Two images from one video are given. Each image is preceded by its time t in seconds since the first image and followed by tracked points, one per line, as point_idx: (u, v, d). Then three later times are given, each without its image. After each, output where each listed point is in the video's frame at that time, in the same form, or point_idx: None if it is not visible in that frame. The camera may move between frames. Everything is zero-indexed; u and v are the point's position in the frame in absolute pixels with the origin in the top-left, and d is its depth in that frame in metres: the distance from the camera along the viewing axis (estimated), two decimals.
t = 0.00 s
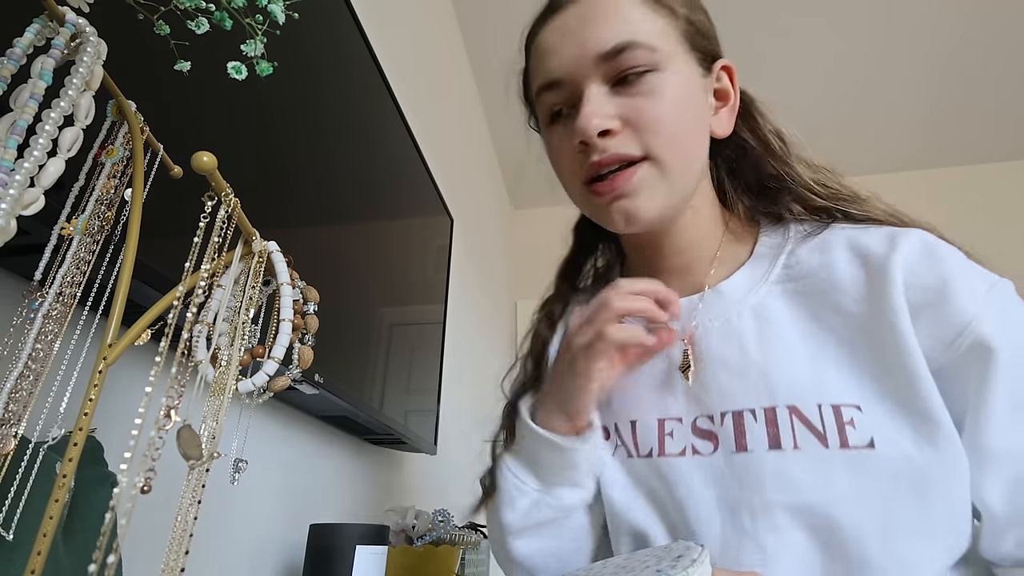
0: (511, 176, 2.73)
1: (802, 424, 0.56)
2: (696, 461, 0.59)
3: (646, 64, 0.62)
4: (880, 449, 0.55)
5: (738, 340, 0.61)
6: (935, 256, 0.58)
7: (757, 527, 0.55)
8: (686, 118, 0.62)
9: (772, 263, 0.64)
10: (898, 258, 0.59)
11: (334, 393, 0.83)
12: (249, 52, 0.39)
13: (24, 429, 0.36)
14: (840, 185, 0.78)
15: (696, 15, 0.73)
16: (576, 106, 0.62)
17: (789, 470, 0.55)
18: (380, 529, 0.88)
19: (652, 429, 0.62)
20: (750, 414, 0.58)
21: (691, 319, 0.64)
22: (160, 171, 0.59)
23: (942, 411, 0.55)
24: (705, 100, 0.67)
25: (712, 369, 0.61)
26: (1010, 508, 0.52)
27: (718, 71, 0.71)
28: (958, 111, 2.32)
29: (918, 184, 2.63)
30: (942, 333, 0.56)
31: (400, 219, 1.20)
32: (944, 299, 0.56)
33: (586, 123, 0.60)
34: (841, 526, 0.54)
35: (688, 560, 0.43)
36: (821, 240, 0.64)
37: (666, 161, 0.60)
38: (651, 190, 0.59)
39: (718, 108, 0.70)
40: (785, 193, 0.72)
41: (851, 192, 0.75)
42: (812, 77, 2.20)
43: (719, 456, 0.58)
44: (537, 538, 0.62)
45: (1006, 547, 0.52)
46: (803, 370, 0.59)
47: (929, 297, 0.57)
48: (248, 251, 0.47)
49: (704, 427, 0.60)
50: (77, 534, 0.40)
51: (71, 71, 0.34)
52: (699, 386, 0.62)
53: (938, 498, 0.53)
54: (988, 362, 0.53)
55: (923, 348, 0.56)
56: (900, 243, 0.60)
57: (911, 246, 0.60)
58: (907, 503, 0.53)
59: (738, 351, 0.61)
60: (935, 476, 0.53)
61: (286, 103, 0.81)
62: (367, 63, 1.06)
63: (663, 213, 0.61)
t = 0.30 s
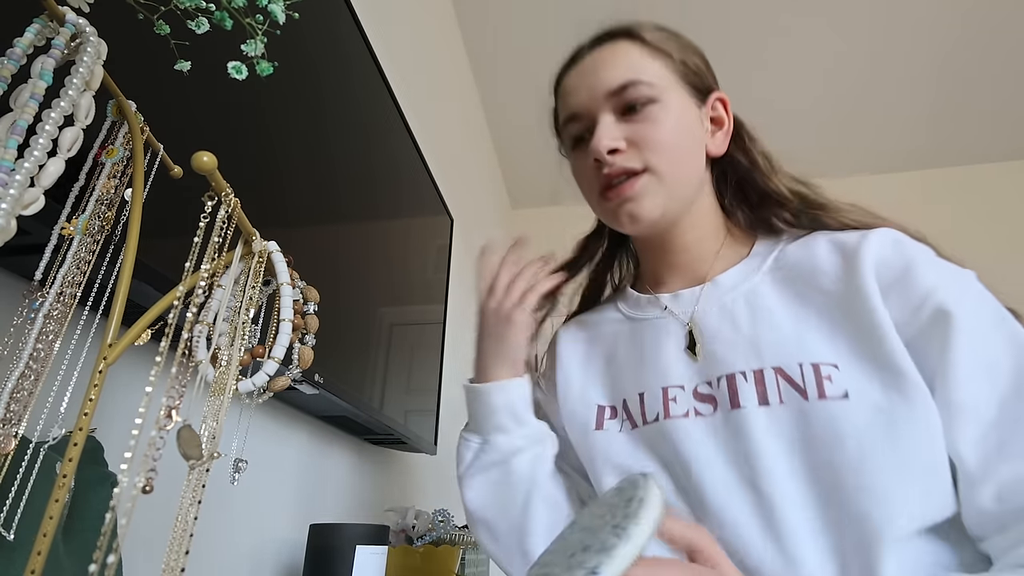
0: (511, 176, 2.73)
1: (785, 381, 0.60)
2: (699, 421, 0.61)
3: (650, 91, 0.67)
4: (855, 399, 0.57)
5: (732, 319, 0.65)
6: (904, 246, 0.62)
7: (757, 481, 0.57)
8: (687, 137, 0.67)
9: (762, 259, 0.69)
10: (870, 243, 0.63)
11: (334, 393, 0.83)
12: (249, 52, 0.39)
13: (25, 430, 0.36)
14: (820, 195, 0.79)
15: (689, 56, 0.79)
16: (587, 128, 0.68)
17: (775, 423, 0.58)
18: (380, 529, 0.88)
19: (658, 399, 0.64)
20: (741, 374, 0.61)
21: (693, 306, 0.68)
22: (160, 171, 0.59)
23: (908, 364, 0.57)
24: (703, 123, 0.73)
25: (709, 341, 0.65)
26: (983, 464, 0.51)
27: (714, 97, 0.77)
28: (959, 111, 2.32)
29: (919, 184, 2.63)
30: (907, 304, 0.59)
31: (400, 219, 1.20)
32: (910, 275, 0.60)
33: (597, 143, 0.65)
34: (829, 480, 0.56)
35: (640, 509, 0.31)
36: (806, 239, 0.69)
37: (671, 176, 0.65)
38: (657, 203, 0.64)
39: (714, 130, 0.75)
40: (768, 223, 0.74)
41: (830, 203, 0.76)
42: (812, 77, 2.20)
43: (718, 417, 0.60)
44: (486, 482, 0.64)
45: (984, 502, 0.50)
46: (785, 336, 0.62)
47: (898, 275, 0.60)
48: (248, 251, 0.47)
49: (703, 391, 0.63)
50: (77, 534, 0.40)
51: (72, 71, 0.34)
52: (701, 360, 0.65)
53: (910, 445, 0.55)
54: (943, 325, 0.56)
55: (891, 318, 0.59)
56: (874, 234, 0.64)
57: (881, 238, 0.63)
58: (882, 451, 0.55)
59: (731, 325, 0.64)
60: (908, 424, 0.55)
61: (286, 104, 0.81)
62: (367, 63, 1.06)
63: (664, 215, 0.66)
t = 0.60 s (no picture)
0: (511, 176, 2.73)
1: (758, 365, 0.68)
2: (682, 408, 0.70)
3: (646, 131, 0.79)
4: (821, 375, 0.65)
5: (713, 316, 0.73)
6: (870, 243, 0.70)
7: (736, 455, 0.65)
8: (680, 169, 0.78)
9: (745, 267, 0.77)
10: (838, 243, 0.71)
11: (334, 393, 0.83)
12: (249, 52, 0.39)
13: (25, 430, 0.36)
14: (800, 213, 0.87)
15: (679, 99, 0.90)
16: (593, 163, 0.79)
17: (749, 403, 0.66)
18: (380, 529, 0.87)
19: (648, 392, 0.74)
20: (720, 363, 0.70)
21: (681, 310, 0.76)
22: (159, 171, 0.59)
23: (876, 349, 0.63)
24: (693, 155, 0.83)
25: (693, 337, 0.73)
26: (957, 434, 0.56)
27: (702, 134, 0.87)
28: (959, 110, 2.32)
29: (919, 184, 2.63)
30: (873, 295, 0.66)
31: (400, 219, 1.20)
32: (875, 268, 0.67)
33: (602, 175, 0.75)
34: (803, 453, 0.63)
35: (613, 507, 0.34)
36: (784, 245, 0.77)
37: (666, 202, 0.75)
38: (656, 226, 0.74)
39: (703, 162, 0.85)
40: (758, 242, 0.82)
41: (809, 220, 0.85)
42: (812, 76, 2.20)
43: (698, 402, 0.69)
44: (484, 472, 0.70)
45: (966, 475, 0.55)
46: (761, 328, 0.70)
47: (862, 269, 0.68)
48: (248, 251, 0.48)
49: (685, 380, 0.71)
50: (77, 534, 0.40)
51: (71, 71, 0.34)
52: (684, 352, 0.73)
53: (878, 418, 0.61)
54: (908, 309, 0.62)
55: (859, 308, 0.66)
56: (842, 236, 0.72)
57: (850, 239, 0.71)
58: (850, 424, 0.62)
59: (713, 323, 0.73)
60: (871, 398, 0.62)
61: (286, 103, 0.81)
62: (367, 63, 1.06)
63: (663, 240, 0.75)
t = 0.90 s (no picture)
0: (511, 176, 2.73)
1: (756, 363, 0.68)
2: (682, 407, 0.70)
3: (642, 138, 0.78)
4: (818, 372, 0.65)
5: (711, 315, 0.73)
6: (867, 244, 0.70)
7: (734, 453, 0.65)
8: (676, 172, 0.78)
9: (744, 268, 0.77)
10: (835, 244, 0.71)
11: (334, 393, 0.83)
12: (249, 52, 0.39)
13: (24, 430, 0.36)
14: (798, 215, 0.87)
15: (672, 109, 0.89)
16: (590, 171, 0.78)
17: (747, 400, 0.66)
18: (380, 529, 0.87)
19: (648, 392, 0.74)
20: (718, 361, 0.70)
21: (681, 310, 0.76)
22: (159, 171, 0.59)
23: (873, 347, 0.63)
24: (688, 161, 0.83)
25: (693, 338, 0.73)
26: (952, 431, 0.56)
27: (697, 142, 0.87)
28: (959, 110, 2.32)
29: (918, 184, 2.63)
30: (869, 294, 0.66)
31: (400, 220, 1.20)
32: (872, 267, 0.67)
33: (600, 183, 0.75)
34: (802, 450, 0.63)
35: (616, 509, 0.34)
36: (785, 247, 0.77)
37: (663, 208, 0.75)
38: (652, 227, 0.74)
39: (699, 168, 0.85)
40: (757, 246, 0.82)
41: (807, 221, 0.85)
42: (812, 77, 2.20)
43: (698, 400, 0.69)
44: (487, 474, 0.69)
45: (959, 471, 0.55)
46: (759, 327, 0.70)
47: (859, 269, 0.68)
48: (248, 251, 0.48)
49: (685, 379, 0.71)
50: (77, 534, 0.40)
51: (72, 71, 0.34)
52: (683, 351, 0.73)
53: (875, 416, 0.61)
54: (903, 308, 0.62)
55: (856, 307, 0.66)
56: (840, 238, 0.72)
57: (848, 240, 0.71)
58: (849, 421, 0.62)
59: (712, 323, 0.73)
60: (868, 396, 0.62)
61: (286, 103, 0.81)
62: (367, 63, 1.06)
63: (659, 240, 0.75)
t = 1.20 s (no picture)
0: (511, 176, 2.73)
1: (756, 366, 0.68)
2: (681, 409, 0.70)
3: (640, 142, 0.78)
4: (818, 375, 0.65)
5: (711, 318, 0.73)
6: (864, 247, 0.70)
7: (734, 455, 0.65)
8: (675, 177, 0.78)
9: (743, 271, 0.77)
10: (833, 246, 0.71)
11: (335, 393, 0.84)
12: (249, 52, 0.39)
13: (25, 430, 0.36)
14: (794, 217, 0.88)
15: (669, 110, 0.89)
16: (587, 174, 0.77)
17: (748, 402, 0.66)
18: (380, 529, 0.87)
19: (648, 394, 0.74)
20: (718, 364, 0.70)
21: (680, 313, 0.76)
22: (159, 171, 0.59)
23: (873, 351, 0.63)
24: (685, 164, 0.83)
25: (692, 340, 0.73)
26: (948, 434, 0.57)
27: (694, 142, 0.87)
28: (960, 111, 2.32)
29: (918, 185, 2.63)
30: (868, 298, 0.66)
31: (400, 221, 1.20)
32: (870, 271, 0.67)
33: (598, 188, 0.74)
34: (802, 451, 0.63)
35: (618, 509, 0.33)
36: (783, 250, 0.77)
37: (662, 215, 0.75)
38: (655, 235, 0.74)
39: (696, 169, 0.86)
40: (754, 247, 0.82)
41: (804, 224, 0.85)
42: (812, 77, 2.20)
43: (698, 402, 0.69)
44: (476, 486, 0.69)
45: (955, 474, 0.55)
46: (759, 330, 0.70)
47: (857, 272, 0.68)
48: (248, 251, 0.48)
49: (685, 381, 0.71)
50: (77, 534, 0.40)
51: (72, 71, 0.34)
52: (683, 354, 0.74)
53: (874, 418, 0.61)
54: (901, 312, 0.62)
55: (855, 311, 0.66)
56: (838, 241, 0.72)
57: (847, 243, 0.72)
58: (849, 424, 0.62)
59: (711, 325, 0.73)
60: (867, 398, 0.62)
61: (285, 103, 0.81)
62: (367, 62, 1.06)
63: (662, 247, 0.75)
